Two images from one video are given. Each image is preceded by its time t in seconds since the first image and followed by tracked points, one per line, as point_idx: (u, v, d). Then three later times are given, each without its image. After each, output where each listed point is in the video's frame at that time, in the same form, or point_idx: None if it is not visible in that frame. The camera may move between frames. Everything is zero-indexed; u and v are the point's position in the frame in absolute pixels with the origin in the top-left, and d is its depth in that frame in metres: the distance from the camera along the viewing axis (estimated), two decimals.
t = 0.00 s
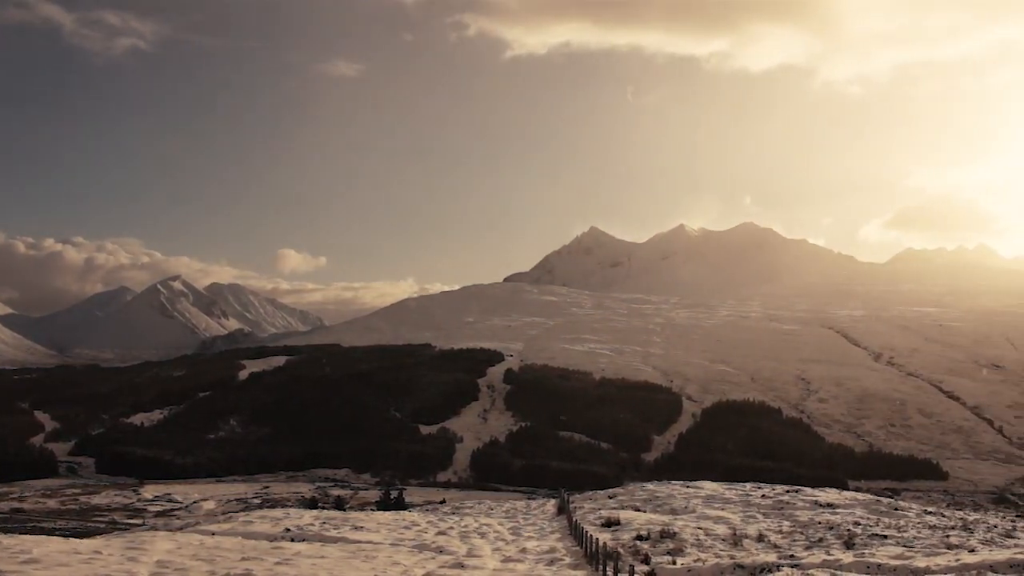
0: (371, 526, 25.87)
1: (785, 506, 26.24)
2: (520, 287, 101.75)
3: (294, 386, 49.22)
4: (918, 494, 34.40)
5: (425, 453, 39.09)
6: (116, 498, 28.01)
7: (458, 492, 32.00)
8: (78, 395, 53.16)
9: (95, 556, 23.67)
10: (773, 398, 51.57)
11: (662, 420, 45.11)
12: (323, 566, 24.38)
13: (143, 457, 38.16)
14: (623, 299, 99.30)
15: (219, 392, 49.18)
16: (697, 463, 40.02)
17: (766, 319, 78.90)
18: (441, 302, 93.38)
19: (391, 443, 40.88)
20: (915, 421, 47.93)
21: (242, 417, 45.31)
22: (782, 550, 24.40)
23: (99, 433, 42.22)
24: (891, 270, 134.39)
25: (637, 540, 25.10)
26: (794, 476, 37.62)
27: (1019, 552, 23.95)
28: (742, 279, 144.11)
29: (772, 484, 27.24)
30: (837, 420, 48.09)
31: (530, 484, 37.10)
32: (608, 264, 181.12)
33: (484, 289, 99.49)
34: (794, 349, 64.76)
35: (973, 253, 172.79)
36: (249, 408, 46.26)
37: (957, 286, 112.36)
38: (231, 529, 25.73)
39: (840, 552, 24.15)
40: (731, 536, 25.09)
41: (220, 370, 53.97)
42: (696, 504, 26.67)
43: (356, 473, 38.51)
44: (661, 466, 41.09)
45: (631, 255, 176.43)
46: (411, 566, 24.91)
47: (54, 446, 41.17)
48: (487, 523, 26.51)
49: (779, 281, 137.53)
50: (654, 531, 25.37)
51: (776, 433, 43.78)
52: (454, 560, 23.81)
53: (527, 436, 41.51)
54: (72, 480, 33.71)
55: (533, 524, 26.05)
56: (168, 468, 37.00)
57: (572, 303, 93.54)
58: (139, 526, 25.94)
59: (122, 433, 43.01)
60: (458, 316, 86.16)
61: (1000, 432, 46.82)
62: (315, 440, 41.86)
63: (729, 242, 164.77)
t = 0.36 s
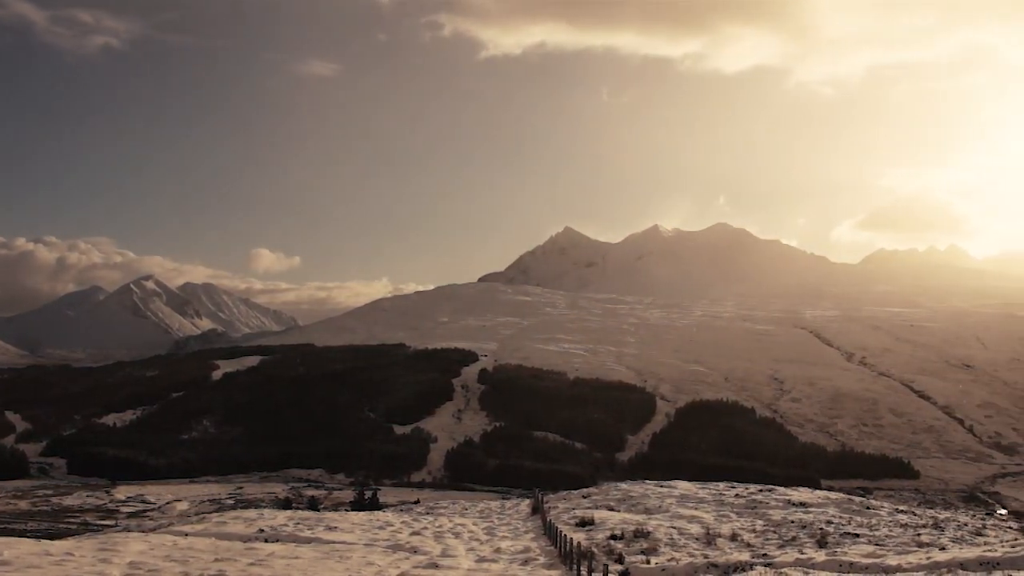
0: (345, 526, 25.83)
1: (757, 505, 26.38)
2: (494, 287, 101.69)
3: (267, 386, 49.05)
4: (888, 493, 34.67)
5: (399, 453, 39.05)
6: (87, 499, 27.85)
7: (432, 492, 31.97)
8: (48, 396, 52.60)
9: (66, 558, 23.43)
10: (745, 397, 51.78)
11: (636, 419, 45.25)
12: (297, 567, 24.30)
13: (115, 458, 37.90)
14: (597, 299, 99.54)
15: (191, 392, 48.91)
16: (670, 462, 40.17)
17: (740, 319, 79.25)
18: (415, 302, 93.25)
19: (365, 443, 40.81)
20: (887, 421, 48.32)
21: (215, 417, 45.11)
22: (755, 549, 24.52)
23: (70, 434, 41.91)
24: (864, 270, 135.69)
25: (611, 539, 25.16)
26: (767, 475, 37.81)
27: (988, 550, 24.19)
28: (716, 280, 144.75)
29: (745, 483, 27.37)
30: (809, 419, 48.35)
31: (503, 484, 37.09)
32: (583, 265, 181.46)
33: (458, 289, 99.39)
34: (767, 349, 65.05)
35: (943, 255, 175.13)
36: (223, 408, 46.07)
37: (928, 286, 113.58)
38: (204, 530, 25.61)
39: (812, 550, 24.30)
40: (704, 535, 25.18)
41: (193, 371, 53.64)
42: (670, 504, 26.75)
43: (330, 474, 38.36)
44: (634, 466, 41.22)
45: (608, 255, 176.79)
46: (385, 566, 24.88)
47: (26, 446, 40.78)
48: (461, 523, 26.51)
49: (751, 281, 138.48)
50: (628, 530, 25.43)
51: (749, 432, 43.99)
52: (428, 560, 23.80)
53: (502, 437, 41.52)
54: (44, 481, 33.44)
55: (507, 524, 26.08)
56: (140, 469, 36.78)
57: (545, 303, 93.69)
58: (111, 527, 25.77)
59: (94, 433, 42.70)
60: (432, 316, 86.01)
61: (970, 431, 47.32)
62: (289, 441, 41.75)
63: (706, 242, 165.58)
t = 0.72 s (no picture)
0: (317, 526, 25.77)
1: (729, 504, 26.49)
2: (467, 287, 101.77)
3: (238, 386, 48.84)
4: (858, 492, 34.94)
5: (371, 453, 39.00)
6: (57, 500, 27.65)
7: (404, 492, 31.93)
8: (17, 397, 52.05)
9: (34, 559, 23.18)
10: (716, 397, 52.02)
11: (608, 419, 45.38)
12: (269, 567, 24.22)
13: (85, 459, 37.64)
14: (570, 299, 99.89)
15: (162, 392, 48.62)
16: (642, 462, 40.31)
17: (711, 319, 79.68)
18: (387, 302, 93.15)
19: (337, 442, 40.75)
20: (856, 421, 48.69)
21: (186, 417, 44.90)
22: (726, 548, 24.62)
23: (40, 435, 41.57)
24: (836, 271, 137.11)
25: (583, 539, 25.20)
26: (737, 474, 38.01)
27: (956, 548, 24.42)
28: (688, 280, 145.55)
29: (716, 483, 27.48)
30: (780, 419, 48.63)
31: (475, 484, 37.11)
32: (556, 266, 181.97)
33: (430, 289, 99.40)
34: (738, 349, 65.37)
35: (913, 257, 177.52)
36: (194, 408, 45.85)
37: (897, 287, 114.93)
38: (175, 531, 25.46)
39: (783, 549, 24.43)
40: (676, 535, 25.26)
41: (164, 371, 53.29)
42: (641, 503, 26.83)
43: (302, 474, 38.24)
44: (606, 465, 41.35)
45: (582, 256, 177.17)
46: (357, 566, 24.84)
47: None
48: (433, 523, 26.51)
49: (722, 281, 139.64)
50: (600, 530, 25.48)
51: (720, 431, 44.24)
52: (400, 560, 23.77)
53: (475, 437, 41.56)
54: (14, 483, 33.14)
55: (479, 524, 26.09)
56: (110, 470, 36.54)
57: (517, 303, 93.95)
58: (80, 529, 25.57)
59: (64, 434, 42.38)
60: (404, 316, 85.93)
61: (938, 431, 47.81)
62: (260, 441, 41.62)
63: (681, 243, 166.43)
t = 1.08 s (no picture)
0: (290, 527, 25.70)
1: (701, 503, 26.60)
2: (440, 287, 101.78)
3: (211, 386, 48.67)
4: (829, 490, 35.21)
5: (343, 452, 38.94)
6: (27, 502, 27.44)
7: (376, 492, 31.91)
8: None
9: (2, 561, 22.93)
10: (688, 397, 52.25)
11: (581, 419, 45.52)
12: (241, 568, 24.09)
13: (55, 459, 37.39)
14: (543, 299, 100.15)
15: (133, 392, 48.34)
16: (614, 462, 40.44)
17: (684, 319, 80.07)
18: (361, 302, 92.99)
19: (309, 442, 40.68)
20: (827, 420, 49.05)
21: (158, 416, 44.69)
22: (698, 547, 24.71)
23: (9, 436, 41.23)
24: (810, 272, 138.44)
25: (555, 539, 25.22)
26: (708, 472, 38.21)
27: (925, 546, 24.61)
28: (663, 281, 146.10)
29: (688, 482, 27.60)
30: (752, 418, 48.88)
31: (448, 484, 37.11)
32: (530, 265, 182.05)
33: (403, 288, 99.36)
34: (710, 349, 65.66)
35: (885, 258, 179.61)
36: (166, 408, 45.63)
37: (868, 287, 116.16)
38: (146, 532, 25.30)
39: (754, 548, 24.54)
40: (648, 534, 25.31)
41: (134, 371, 52.88)
42: (613, 503, 26.90)
43: (274, 474, 38.11)
44: (578, 465, 41.46)
45: (558, 255, 177.36)
46: (330, 566, 24.76)
47: None
48: (407, 522, 26.48)
49: (695, 281, 140.56)
50: (572, 530, 25.52)
51: (692, 430, 44.46)
52: (372, 560, 23.72)
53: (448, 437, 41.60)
54: None
55: (452, 524, 26.07)
56: (80, 471, 36.32)
57: (490, 304, 94.05)
58: (50, 529, 25.39)
59: (34, 434, 42.02)
60: (377, 316, 85.82)
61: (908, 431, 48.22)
62: (232, 441, 41.49)
63: (658, 243, 167.19)
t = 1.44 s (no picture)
0: (264, 527, 25.64)
1: (675, 503, 26.71)
2: (415, 286, 101.69)
3: (185, 386, 48.51)
4: (803, 489, 35.46)
5: (318, 453, 38.93)
6: None
7: (351, 492, 31.92)
8: None
9: None
10: (663, 396, 52.43)
11: (556, 418, 45.69)
12: (215, 569, 23.98)
13: (27, 459, 37.14)
14: (518, 299, 100.33)
15: (107, 392, 48.07)
16: (588, 461, 40.60)
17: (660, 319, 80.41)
18: (336, 301, 92.76)
19: (284, 442, 40.65)
20: (800, 420, 49.36)
21: (132, 416, 44.49)
22: (672, 547, 24.79)
23: None
24: (787, 272, 139.57)
25: (530, 538, 25.24)
26: (681, 471, 38.43)
27: (898, 544, 24.80)
28: (641, 282, 146.51)
29: (663, 482, 27.72)
30: (726, 417, 49.12)
31: (423, 484, 37.14)
32: (504, 265, 181.73)
33: (378, 288, 99.22)
34: (685, 349, 65.92)
35: (861, 259, 181.37)
36: (140, 408, 45.43)
37: (841, 287, 117.21)
38: (119, 533, 25.15)
39: (728, 547, 24.64)
40: (623, 533, 25.38)
41: (107, 371, 52.51)
42: (588, 503, 26.96)
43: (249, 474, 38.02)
44: (553, 464, 41.60)
45: (534, 255, 177.38)
46: (304, 566, 24.70)
47: None
48: (381, 522, 26.47)
49: (671, 282, 141.22)
50: (547, 530, 25.56)
51: (666, 429, 44.68)
52: (347, 560, 23.67)
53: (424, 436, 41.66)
54: None
55: (426, 524, 26.08)
56: (52, 472, 36.10)
57: (465, 303, 94.06)
58: (21, 531, 25.19)
59: (6, 433, 41.69)
60: (352, 315, 85.66)
61: (882, 431, 48.60)
62: (206, 441, 41.40)
63: (637, 244, 167.75)
